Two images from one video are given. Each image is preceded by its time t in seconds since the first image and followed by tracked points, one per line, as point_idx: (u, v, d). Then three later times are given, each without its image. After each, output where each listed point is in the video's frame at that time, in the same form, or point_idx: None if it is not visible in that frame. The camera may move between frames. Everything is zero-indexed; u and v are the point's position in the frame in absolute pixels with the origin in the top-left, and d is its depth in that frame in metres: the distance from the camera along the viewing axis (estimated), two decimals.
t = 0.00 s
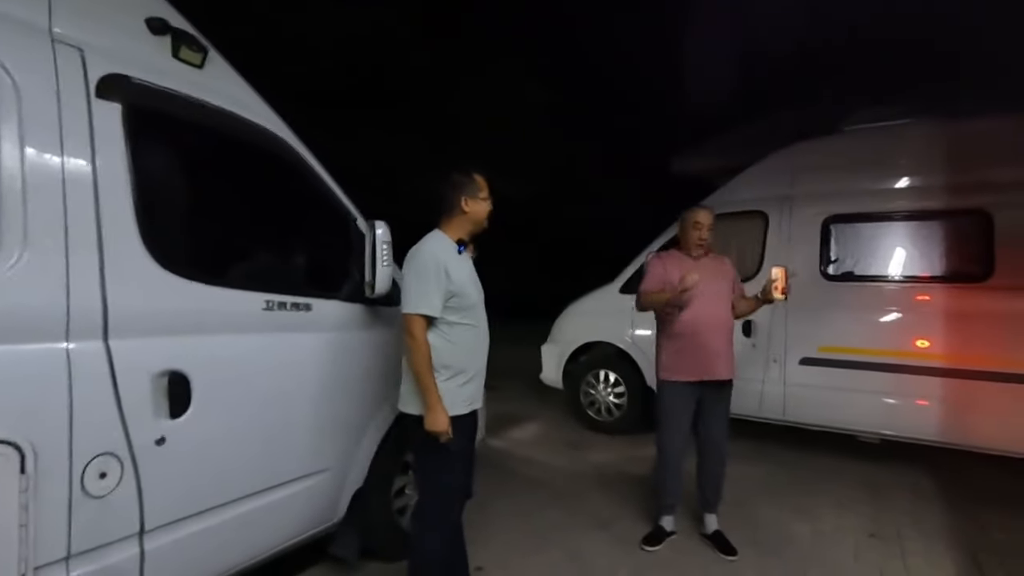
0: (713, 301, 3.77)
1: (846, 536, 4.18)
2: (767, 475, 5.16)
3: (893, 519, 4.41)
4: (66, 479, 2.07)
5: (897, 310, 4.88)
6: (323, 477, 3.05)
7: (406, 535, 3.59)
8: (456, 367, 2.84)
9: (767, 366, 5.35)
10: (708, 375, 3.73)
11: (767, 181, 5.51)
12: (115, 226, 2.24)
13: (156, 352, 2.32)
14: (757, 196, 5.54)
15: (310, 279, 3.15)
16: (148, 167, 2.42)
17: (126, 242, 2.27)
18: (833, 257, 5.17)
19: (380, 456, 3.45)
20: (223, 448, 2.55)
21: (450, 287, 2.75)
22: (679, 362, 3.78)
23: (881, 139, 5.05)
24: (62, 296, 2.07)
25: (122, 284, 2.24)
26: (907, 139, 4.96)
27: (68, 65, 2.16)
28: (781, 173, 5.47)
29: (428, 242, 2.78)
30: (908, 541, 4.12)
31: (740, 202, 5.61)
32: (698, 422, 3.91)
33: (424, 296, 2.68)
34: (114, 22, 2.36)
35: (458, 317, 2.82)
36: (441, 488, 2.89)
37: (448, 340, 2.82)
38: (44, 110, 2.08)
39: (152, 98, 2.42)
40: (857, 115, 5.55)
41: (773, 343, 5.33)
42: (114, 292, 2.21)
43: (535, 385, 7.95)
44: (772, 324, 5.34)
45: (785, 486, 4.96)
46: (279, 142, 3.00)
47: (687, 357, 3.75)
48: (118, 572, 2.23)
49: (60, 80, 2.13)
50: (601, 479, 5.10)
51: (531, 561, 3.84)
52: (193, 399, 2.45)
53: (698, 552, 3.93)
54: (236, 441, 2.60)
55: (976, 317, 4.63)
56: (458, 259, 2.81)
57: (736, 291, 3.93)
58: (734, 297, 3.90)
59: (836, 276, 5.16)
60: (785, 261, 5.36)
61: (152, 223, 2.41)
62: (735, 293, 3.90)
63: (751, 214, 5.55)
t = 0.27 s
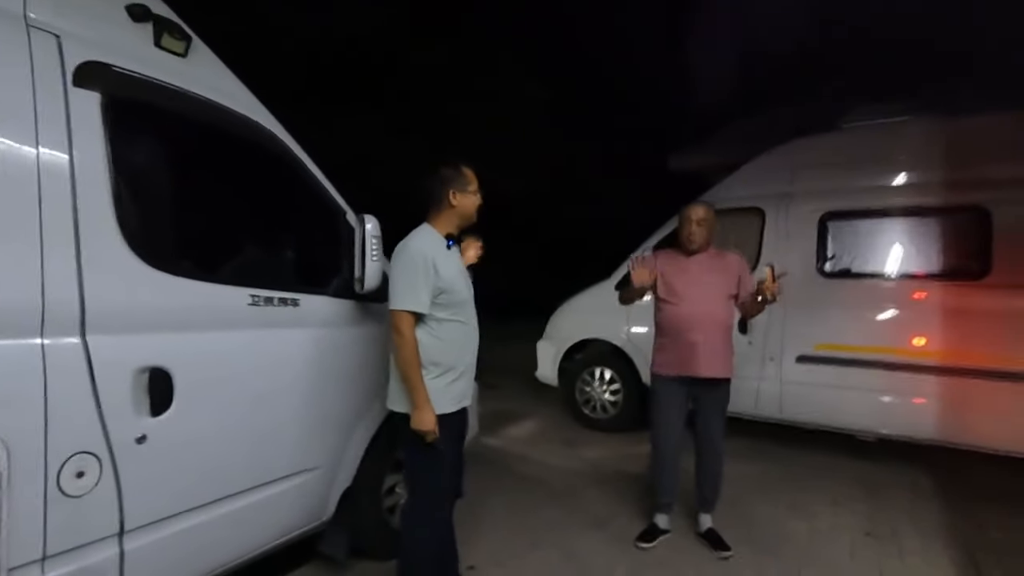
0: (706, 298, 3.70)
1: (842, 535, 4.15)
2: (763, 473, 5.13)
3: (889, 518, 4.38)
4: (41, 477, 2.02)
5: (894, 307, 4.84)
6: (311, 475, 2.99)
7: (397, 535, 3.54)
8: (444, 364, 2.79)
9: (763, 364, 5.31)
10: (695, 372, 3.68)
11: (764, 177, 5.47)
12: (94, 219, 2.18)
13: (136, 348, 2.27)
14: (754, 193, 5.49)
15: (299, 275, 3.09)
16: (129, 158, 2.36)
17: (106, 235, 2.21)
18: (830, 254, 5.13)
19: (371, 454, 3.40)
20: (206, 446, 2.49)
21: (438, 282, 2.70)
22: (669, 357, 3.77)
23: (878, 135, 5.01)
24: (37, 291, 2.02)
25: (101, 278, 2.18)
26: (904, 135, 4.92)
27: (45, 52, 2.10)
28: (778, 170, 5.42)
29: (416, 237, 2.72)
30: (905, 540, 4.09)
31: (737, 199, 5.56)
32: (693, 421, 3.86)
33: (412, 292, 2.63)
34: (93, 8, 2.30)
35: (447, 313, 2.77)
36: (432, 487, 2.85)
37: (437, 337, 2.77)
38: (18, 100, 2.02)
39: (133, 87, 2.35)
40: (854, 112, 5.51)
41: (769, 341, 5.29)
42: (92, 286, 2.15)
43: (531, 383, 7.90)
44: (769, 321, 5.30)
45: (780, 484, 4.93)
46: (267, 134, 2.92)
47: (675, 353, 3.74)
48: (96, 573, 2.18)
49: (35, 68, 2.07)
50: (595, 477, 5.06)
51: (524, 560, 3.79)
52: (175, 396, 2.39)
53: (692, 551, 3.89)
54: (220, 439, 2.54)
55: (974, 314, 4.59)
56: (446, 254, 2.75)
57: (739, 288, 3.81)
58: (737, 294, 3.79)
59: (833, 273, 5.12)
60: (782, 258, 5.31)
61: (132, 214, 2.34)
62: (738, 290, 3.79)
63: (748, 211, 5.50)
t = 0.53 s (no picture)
0: (705, 297, 3.65)
1: (844, 533, 4.12)
2: (764, 470, 5.10)
3: (891, 515, 4.35)
4: (31, 480, 1.98)
5: (895, 303, 4.80)
6: (308, 475, 2.96)
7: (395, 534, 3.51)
8: (443, 363, 2.75)
9: (764, 360, 5.27)
10: (690, 371, 3.66)
11: (765, 172, 5.41)
12: (84, 215, 2.14)
13: (128, 346, 2.22)
14: (755, 187, 5.44)
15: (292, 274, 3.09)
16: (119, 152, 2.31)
17: (96, 232, 2.17)
18: (832, 249, 5.09)
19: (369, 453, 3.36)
20: (200, 446, 2.45)
21: (435, 279, 2.65)
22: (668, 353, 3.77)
23: (880, 129, 4.95)
24: (25, 288, 1.97)
25: (92, 275, 2.14)
26: (906, 129, 4.86)
27: (31, 43, 2.05)
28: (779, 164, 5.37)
29: (413, 233, 2.67)
30: (907, 538, 4.06)
31: (737, 194, 5.51)
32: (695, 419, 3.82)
33: (410, 290, 2.58)
34: None
35: (445, 311, 2.73)
36: (429, 486, 2.81)
37: (436, 335, 2.72)
38: (4, 94, 1.97)
39: (123, 80, 2.30)
40: (855, 106, 5.46)
41: (770, 337, 5.25)
42: (82, 284, 2.10)
43: (531, 380, 7.87)
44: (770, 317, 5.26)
45: (781, 481, 4.90)
46: (261, 129, 2.87)
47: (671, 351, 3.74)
48: None
49: (21, 60, 2.01)
50: (595, 474, 5.03)
51: (524, 559, 3.76)
52: (169, 395, 2.35)
53: (693, 549, 3.86)
54: (215, 439, 2.50)
55: (977, 310, 4.55)
56: (443, 250, 2.71)
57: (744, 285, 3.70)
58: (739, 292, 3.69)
59: (835, 268, 5.07)
60: (783, 254, 5.27)
61: (123, 210, 2.30)
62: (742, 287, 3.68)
63: (749, 206, 5.45)
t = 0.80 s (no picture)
0: (711, 296, 3.64)
1: (846, 532, 4.10)
2: (766, 469, 5.08)
3: (893, 514, 4.34)
4: (30, 480, 1.95)
5: (898, 301, 4.78)
6: (309, 474, 2.94)
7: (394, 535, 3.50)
8: (445, 363, 2.72)
9: (767, 357, 5.25)
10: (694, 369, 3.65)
11: (768, 169, 5.38)
12: (84, 212, 2.11)
13: (130, 346, 2.20)
14: (758, 184, 5.41)
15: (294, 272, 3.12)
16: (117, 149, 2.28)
17: (97, 229, 2.14)
18: (836, 247, 5.06)
19: (370, 452, 3.35)
20: (202, 446, 2.43)
21: (437, 278, 2.62)
22: (671, 351, 3.80)
23: (884, 125, 4.92)
24: (24, 286, 1.94)
25: (91, 273, 2.11)
26: (910, 126, 4.83)
27: (28, 38, 2.02)
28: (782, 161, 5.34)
29: (415, 231, 2.64)
30: (910, 537, 4.04)
31: (741, 191, 5.48)
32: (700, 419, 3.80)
33: (411, 289, 2.55)
34: None
35: (447, 310, 2.70)
36: (431, 486, 2.79)
37: (437, 335, 2.70)
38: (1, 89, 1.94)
39: (123, 76, 2.28)
40: (859, 103, 5.42)
41: (773, 334, 5.23)
42: (81, 283, 2.08)
43: (532, 378, 7.85)
44: (773, 314, 5.23)
45: (785, 479, 4.90)
46: (262, 125, 2.84)
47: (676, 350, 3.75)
48: None
49: (19, 55, 1.98)
50: (597, 473, 5.01)
51: (526, 558, 3.75)
52: (170, 395, 2.33)
53: (695, 549, 3.85)
54: (216, 438, 2.48)
55: (981, 308, 4.52)
56: (445, 247, 2.68)
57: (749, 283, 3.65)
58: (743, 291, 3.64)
59: (839, 266, 5.04)
60: (785, 251, 5.24)
61: (123, 207, 2.28)
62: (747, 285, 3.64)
63: (752, 203, 5.42)
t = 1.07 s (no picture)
0: (712, 290, 3.65)
1: (844, 527, 4.13)
2: (765, 464, 5.11)
3: (890, 509, 4.37)
4: (33, 476, 1.96)
5: (896, 297, 4.79)
6: (310, 470, 2.96)
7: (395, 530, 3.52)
8: (444, 360, 2.73)
9: (765, 353, 5.27)
10: (696, 365, 3.68)
11: (767, 165, 5.39)
12: (84, 208, 2.11)
13: (131, 342, 2.21)
14: (757, 181, 5.41)
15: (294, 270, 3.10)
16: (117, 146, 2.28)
17: (97, 225, 2.15)
18: (834, 243, 5.08)
19: (370, 447, 3.36)
20: (204, 442, 2.45)
21: (438, 275, 2.63)
22: (670, 347, 3.83)
23: (882, 122, 4.93)
24: (25, 282, 1.95)
25: (93, 269, 2.12)
26: (908, 123, 4.84)
27: (28, 34, 2.02)
28: (781, 157, 5.34)
29: (416, 228, 2.65)
30: (907, 532, 4.07)
31: (740, 187, 5.48)
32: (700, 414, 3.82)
33: (411, 286, 2.56)
34: None
35: (447, 308, 2.71)
36: (431, 482, 2.80)
37: (437, 332, 2.70)
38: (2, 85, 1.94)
39: (123, 72, 2.28)
40: (857, 99, 5.43)
41: (772, 331, 5.25)
42: (83, 279, 2.08)
43: (531, 374, 7.86)
44: (771, 310, 5.25)
45: (783, 475, 4.92)
46: (261, 121, 2.84)
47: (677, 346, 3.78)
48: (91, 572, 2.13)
49: (19, 51, 1.98)
50: (596, 469, 5.03)
51: (526, 553, 3.77)
52: (171, 390, 2.34)
53: (694, 544, 3.87)
54: (217, 434, 2.49)
55: (978, 304, 4.54)
56: (446, 245, 2.68)
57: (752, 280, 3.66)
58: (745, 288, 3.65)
59: (837, 262, 5.06)
60: (784, 247, 5.25)
61: (124, 203, 2.29)
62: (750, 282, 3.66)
63: (751, 199, 5.43)
